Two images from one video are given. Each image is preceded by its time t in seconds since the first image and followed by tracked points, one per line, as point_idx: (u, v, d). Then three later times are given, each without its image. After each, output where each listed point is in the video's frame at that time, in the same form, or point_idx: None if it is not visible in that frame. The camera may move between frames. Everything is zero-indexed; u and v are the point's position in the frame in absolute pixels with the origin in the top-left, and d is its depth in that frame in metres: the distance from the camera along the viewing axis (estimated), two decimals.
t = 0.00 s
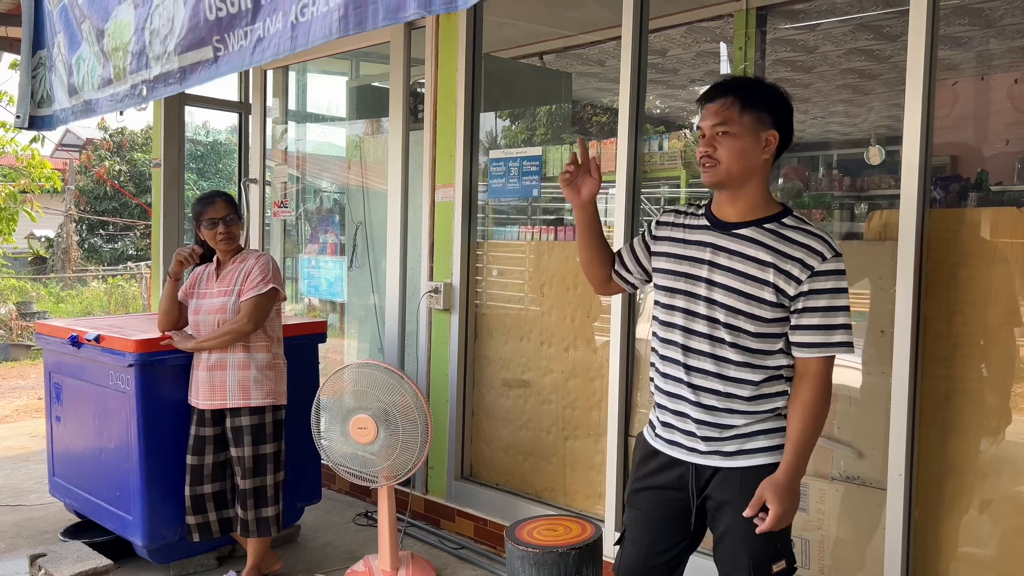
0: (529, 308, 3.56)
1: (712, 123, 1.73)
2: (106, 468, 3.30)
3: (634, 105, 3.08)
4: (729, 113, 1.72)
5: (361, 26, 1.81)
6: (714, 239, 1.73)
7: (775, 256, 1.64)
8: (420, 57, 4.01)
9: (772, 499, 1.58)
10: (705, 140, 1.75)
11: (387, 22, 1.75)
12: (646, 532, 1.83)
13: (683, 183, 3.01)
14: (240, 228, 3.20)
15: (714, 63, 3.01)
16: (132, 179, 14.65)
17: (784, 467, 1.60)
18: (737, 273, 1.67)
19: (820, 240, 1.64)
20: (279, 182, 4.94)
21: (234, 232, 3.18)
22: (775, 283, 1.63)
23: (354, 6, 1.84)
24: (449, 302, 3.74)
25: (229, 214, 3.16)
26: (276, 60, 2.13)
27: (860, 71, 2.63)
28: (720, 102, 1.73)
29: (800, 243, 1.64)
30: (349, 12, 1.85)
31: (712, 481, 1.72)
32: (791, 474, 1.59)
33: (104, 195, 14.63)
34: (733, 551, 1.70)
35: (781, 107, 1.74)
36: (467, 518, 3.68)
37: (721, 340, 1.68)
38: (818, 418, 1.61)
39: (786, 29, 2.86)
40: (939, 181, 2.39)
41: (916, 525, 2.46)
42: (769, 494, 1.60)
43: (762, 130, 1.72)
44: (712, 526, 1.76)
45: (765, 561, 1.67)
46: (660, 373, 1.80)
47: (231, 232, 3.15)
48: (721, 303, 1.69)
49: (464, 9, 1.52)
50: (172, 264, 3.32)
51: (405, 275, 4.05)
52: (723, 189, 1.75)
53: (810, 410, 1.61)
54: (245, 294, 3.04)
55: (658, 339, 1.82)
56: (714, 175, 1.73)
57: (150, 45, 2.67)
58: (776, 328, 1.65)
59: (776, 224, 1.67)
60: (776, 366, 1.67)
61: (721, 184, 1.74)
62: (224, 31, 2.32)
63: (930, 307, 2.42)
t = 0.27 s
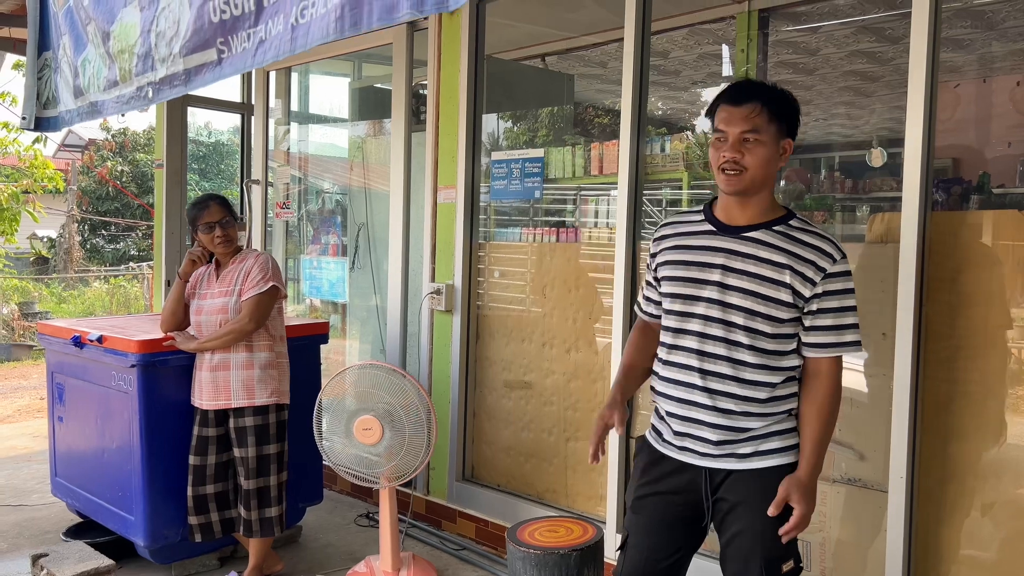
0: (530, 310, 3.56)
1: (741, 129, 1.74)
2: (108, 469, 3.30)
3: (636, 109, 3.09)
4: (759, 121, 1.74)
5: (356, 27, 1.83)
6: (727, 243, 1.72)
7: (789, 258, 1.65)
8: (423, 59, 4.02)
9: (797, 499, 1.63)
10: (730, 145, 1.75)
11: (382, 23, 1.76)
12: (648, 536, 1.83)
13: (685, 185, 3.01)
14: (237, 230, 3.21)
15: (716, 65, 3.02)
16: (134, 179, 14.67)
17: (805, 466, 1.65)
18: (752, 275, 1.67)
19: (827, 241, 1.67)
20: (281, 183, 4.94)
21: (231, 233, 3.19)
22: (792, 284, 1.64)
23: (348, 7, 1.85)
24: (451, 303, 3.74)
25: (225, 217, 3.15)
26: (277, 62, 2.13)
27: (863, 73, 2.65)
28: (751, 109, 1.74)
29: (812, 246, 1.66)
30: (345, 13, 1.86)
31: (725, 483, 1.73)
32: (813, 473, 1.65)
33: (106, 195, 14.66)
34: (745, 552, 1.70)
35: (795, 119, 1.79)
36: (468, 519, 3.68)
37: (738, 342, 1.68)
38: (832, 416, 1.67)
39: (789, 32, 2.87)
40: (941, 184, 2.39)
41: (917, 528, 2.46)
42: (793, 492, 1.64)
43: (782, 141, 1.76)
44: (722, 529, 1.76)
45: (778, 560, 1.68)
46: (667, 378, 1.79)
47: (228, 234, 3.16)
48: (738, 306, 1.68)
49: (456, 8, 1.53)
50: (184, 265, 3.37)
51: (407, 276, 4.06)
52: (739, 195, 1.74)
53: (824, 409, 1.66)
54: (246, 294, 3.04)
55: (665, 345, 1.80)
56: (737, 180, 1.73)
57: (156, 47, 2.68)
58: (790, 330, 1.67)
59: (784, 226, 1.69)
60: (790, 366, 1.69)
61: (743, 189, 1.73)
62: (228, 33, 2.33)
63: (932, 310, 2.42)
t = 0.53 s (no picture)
0: (533, 311, 3.57)
1: (740, 130, 1.74)
2: (112, 468, 3.31)
3: (640, 108, 3.08)
4: (757, 122, 1.74)
5: (360, 26, 1.83)
6: (728, 244, 1.73)
7: (791, 254, 1.66)
8: (426, 60, 4.02)
9: (827, 494, 1.63)
10: (729, 147, 1.75)
11: (385, 21, 1.77)
12: (662, 538, 1.83)
13: (688, 186, 3.01)
14: (237, 230, 3.20)
15: (719, 66, 3.02)
16: (137, 180, 14.69)
17: (831, 461, 1.66)
18: (756, 274, 1.68)
19: (827, 235, 1.69)
20: (284, 184, 4.95)
21: (232, 234, 3.18)
22: (796, 279, 1.65)
23: (352, 6, 1.86)
24: (453, 304, 3.74)
25: (225, 217, 3.15)
26: (284, 61, 2.14)
27: (865, 74, 2.70)
28: (749, 110, 1.75)
29: (811, 240, 1.67)
30: (350, 12, 1.87)
31: (736, 485, 1.73)
32: (840, 466, 1.65)
33: (110, 196, 14.68)
34: (755, 554, 1.70)
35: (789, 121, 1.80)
36: (471, 520, 3.68)
37: (744, 342, 1.69)
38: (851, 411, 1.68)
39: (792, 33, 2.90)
40: (944, 186, 2.39)
41: (921, 530, 2.46)
42: (822, 488, 1.65)
43: (778, 142, 1.77)
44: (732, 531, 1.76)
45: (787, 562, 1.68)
46: (673, 383, 1.80)
47: (229, 235, 3.16)
48: (744, 305, 1.69)
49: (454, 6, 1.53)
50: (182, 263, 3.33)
51: (410, 277, 4.06)
52: (738, 196, 1.75)
53: (844, 403, 1.68)
54: (248, 293, 3.05)
55: (671, 349, 1.80)
56: (737, 180, 1.73)
57: (164, 47, 2.69)
58: (796, 326, 1.67)
59: (782, 224, 1.71)
60: (798, 363, 1.69)
61: (742, 190, 1.74)
62: (236, 34, 2.34)
63: (936, 311, 2.41)
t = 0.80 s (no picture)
0: (537, 312, 3.57)
1: (743, 129, 1.75)
2: (117, 468, 3.31)
3: (644, 109, 3.07)
4: (758, 122, 1.75)
5: (379, 30, 1.83)
6: (729, 247, 1.74)
7: (792, 254, 1.66)
8: (431, 61, 4.03)
9: (826, 496, 1.62)
10: (732, 146, 1.75)
11: (404, 26, 1.76)
12: (666, 537, 1.84)
13: (692, 187, 3.01)
14: (238, 231, 3.20)
15: (722, 68, 3.03)
16: (140, 181, 14.72)
17: (831, 463, 1.64)
18: (756, 276, 1.68)
19: (830, 234, 1.68)
20: (288, 185, 4.96)
21: (234, 235, 3.19)
22: (796, 280, 1.65)
23: (372, 10, 1.85)
24: (457, 305, 3.75)
25: (225, 219, 3.15)
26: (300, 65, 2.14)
27: (869, 75, 2.70)
28: (750, 110, 1.76)
29: (813, 239, 1.67)
30: (369, 16, 1.87)
31: (740, 485, 1.73)
32: (839, 465, 1.64)
33: (113, 197, 14.70)
34: (757, 555, 1.70)
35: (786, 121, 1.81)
36: (475, 521, 3.69)
37: (745, 343, 1.69)
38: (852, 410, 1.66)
39: (796, 34, 2.93)
40: (949, 188, 2.40)
41: (926, 532, 2.46)
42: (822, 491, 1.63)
43: (777, 143, 1.78)
44: (736, 532, 1.77)
45: (791, 563, 1.67)
46: (679, 385, 1.81)
47: (231, 236, 3.16)
48: (744, 307, 1.69)
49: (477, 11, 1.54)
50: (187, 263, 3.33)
51: (414, 278, 4.07)
52: (740, 196, 1.75)
53: (843, 403, 1.66)
54: (252, 294, 3.06)
55: (676, 352, 1.81)
56: (741, 180, 1.73)
57: (173, 49, 2.70)
58: (798, 326, 1.67)
59: (784, 224, 1.71)
60: (801, 363, 1.69)
61: (746, 189, 1.74)
62: (248, 36, 2.35)
63: (941, 313, 2.41)
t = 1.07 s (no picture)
0: (540, 313, 3.57)
1: (753, 131, 1.75)
2: (120, 468, 3.32)
3: (647, 111, 3.06)
4: (769, 125, 1.76)
5: (396, 36, 1.83)
6: (730, 247, 1.74)
7: (792, 256, 1.66)
8: (434, 62, 4.03)
9: (824, 499, 1.63)
10: (742, 147, 1.75)
11: (421, 32, 1.76)
12: (667, 538, 1.84)
13: (695, 189, 3.01)
14: (238, 232, 3.20)
15: (725, 69, 3.03)
16: (144, 181, 14.74)
17: (830, 466, 1.64)
18: (756, 277, 1.68)
19: (831, 237, 1.68)
20: (291, 185, 4.96)
21: (232, 236, 3.18)
22: (795, 281, 1.65)
23: (389, 15, 1.85)
24: (461, 306, 3.75)
25: (225, 221, 3.14)
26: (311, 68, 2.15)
27: (873, 77, 2.72)
28: (762, 112, 1.76)
29: (814, 242, 1.67)
30: (384, 21, 1.87)
31: (737, 486, 1.73)
32: (839, 470, 1.64)
33: (116, 197, 14.72)
34: (756, 557, 1.70)
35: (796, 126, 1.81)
36: (477, 522, 3.69)
37: (744, 343, 1.69)
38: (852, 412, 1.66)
39: (799, 36, 2.93)
40: (952, 190, 2.39)
41: (928, 534, 2.46)
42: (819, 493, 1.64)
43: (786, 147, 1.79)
44: (735, 533, 1.76)
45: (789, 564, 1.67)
46: (678, 385, 1.81)
47: (229, 237, 3.15)
48: (743, 308, 1.69)
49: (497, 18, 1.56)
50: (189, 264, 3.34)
51: (417, 278, 4.07)
52: (745, 197, 1.75)
53: (843, 406, 1.66)
54: (255, 295, 3.06)
55: (677, 351, 1.82)
56: (748, 181, 1.73)
57: (179, 51, 2.71)
58: (798, 328, 1.67)
59: (786, 226, 1.71)
60: (800, 365, 1.69)
61: (751, 190, 1.74)
62: (255, 38, 2.35)
63: (944, 315, 2.41)
